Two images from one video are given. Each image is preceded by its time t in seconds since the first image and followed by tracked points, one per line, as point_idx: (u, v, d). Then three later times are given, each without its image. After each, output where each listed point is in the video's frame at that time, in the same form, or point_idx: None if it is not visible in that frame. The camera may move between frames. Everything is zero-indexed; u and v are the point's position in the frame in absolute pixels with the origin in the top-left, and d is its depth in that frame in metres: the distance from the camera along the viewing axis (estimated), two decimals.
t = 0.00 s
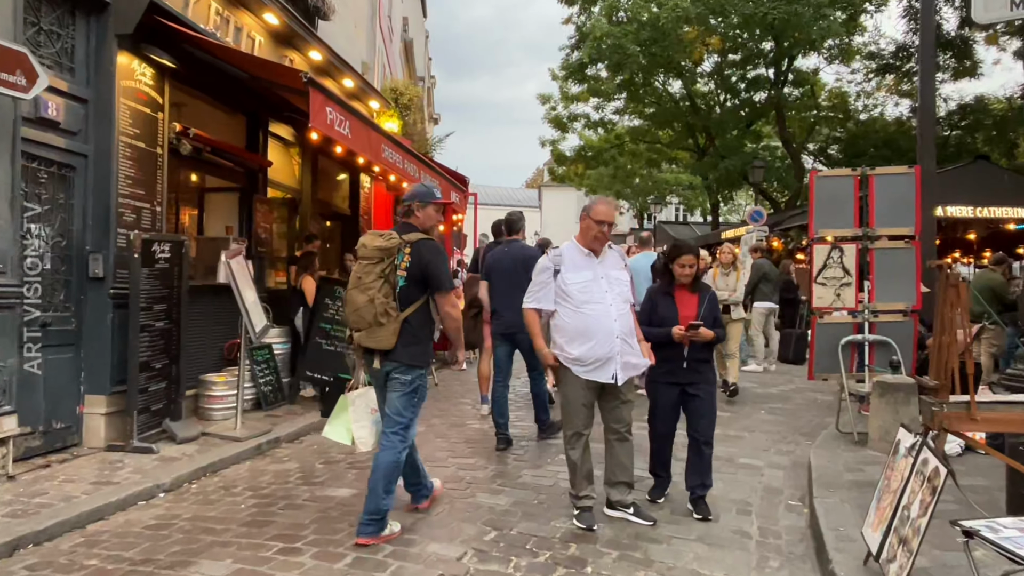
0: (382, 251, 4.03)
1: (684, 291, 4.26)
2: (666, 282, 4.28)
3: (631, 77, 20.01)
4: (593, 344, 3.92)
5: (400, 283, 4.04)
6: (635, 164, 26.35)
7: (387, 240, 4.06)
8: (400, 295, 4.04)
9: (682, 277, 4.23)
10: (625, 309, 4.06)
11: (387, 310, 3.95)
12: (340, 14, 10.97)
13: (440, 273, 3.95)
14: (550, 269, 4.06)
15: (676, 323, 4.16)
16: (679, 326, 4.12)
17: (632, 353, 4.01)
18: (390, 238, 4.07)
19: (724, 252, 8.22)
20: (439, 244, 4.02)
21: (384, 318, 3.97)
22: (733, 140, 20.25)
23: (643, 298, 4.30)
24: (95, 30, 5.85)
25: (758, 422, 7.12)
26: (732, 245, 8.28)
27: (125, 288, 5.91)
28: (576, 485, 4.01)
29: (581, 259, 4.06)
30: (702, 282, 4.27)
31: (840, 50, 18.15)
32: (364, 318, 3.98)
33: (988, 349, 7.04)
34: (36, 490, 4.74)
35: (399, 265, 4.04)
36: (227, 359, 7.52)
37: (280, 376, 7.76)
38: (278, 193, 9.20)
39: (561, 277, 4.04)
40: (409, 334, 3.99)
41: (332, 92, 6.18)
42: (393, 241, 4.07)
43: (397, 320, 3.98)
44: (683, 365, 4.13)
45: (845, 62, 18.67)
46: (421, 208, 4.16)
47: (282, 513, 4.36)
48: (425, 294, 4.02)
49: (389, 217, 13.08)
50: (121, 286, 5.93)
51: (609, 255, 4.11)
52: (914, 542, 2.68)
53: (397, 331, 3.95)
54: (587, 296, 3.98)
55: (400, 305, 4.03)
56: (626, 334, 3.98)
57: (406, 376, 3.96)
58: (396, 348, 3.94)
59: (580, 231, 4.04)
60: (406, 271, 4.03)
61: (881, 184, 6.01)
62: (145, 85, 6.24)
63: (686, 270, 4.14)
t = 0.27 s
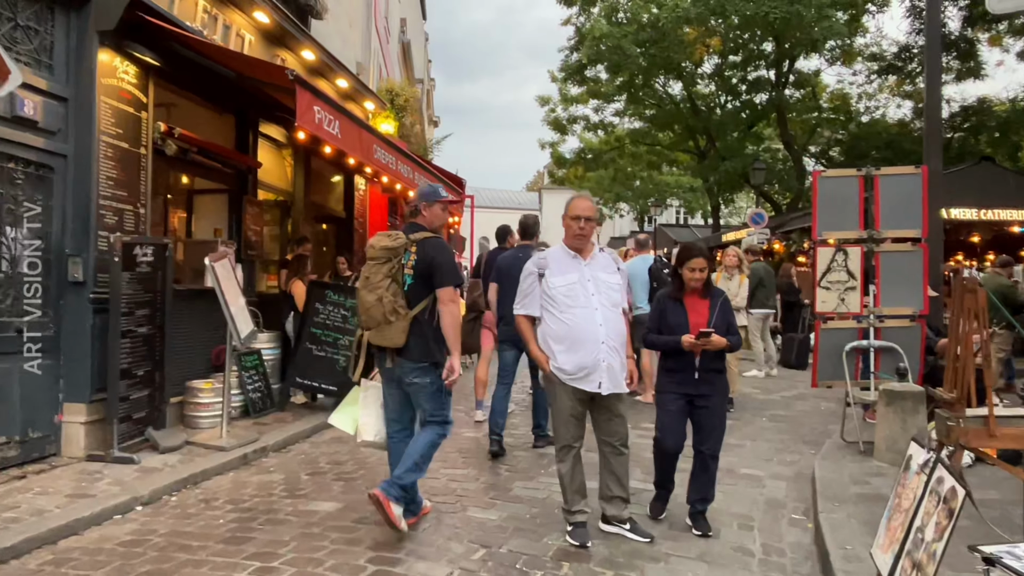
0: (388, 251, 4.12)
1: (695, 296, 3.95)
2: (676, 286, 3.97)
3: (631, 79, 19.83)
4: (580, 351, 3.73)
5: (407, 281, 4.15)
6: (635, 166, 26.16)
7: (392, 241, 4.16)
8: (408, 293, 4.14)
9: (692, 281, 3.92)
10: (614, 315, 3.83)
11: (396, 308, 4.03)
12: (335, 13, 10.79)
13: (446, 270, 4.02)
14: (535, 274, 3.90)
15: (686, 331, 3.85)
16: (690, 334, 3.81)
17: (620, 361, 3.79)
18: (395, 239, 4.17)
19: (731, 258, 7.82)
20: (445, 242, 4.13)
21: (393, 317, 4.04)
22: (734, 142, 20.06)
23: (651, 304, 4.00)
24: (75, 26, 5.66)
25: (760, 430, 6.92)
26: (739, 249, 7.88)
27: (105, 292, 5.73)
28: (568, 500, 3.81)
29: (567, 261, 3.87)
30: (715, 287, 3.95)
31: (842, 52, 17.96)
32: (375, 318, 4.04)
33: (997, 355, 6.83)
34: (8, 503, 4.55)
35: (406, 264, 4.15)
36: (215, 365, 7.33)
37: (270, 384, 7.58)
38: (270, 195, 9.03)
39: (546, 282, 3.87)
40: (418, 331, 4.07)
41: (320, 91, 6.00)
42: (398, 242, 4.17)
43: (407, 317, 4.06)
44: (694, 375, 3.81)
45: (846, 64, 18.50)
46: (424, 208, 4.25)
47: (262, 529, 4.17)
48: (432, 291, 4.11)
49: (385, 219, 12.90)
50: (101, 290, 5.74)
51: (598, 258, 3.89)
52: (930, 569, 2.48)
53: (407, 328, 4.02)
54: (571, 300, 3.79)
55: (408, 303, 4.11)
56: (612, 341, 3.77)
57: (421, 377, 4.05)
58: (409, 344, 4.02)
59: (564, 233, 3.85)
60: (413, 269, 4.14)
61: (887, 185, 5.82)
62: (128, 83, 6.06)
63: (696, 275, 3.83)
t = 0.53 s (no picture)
0: (394, 251, 4.14)
1: (694, 296, 3.77)
2: (674, 285, 3.79)
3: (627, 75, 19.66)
4: (551, 353, 3.52)
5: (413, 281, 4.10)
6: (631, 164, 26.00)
7: (398, 241, 4.16)
8: (413, 293, 4.10)
9: (691, 280, 3.73)
10: (590, 313, 3.57)
11: (400, 308, 4.01)
12: (325, 7, 10.60)
13: (448, 270, 3.97)
14: (513, 276, 3.74)
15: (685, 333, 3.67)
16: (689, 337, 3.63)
17: (596, 362, 3.53)
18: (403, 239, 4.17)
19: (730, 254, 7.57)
20: (450, 243, 4.07)
21: (397, 316, 4.02)
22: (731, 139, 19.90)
23: (648, 303, 3.82)
24: (50, 16, 5.47)
25: (757, 432, 6.77)
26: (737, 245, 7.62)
27: (82, 291, 5.55)
28: (555, 507, 3.66)
29: (543, 260, 3.67)
30: (715, 287, 3.78)
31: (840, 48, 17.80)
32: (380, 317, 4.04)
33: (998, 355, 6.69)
34: None
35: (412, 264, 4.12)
36: (199, 366, 7.15)
37: (257, 384, 7.42)
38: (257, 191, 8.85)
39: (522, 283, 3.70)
40: (423, 331, 4.03)
41: (303, 83, 5.82)
42: (405, 242, 4.17)
43: (411, 316, 4.03)
44: (692, 379, 3.63)
45: (844, 60, 18.34)
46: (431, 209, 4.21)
47: (238, 538, 4.00)
48: (436, 291, 4.04)
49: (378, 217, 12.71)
50: (78, 289, 5.56)
51: (575, 253, 3.65)
52: None
53: (411, 327, 3.99)
54: (544, 300, 3.59)
55: (414, 303, 4.08)
56: (586, 340, 3.52)
57: (432, 374, 4.01)
58: (414, 343, 3.99)
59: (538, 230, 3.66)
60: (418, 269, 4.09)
61: (886, 181, 5.67)
62: (106, 76, 5.87)
63: (696, 274, 3.65)
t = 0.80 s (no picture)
0: (419, 257, 4.06)
1: (692, 299, 3.59)
2: (671, 288, 3.61)
3: (627, 75, 19.51)
4: (529, 361, 3.35)
5: (439, 286, 4.08)
6: (631, 165, 25.84)
7: (425, 245, 4.11)
8: (439, 298, 4.08)
9: (688, 283, 3.54)
10: (571, 318, 3.34)
11: (428, 313, 4.00)
12: (319, 4, 10.46)
13: (475, 278, 3.95)
14: (499, 280, 3.58)
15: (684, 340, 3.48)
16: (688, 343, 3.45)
17: (577, 370, 3.31)
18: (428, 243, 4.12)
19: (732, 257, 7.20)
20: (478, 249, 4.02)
21: (424, 321, 4.02)
22: (732, 139, 19.74)
23: (643, 308, 3.63)
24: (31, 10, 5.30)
25: (758, 437, 6.61)
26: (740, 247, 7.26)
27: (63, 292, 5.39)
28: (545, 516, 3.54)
29: (526, 261, 3.47)
30: (713, 290, 3.59)
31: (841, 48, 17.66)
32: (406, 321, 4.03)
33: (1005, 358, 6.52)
34: None
35: (438, 269, 4.07)
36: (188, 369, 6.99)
37: (246, 388, 7.24)
38: (249, 191, 8.68)
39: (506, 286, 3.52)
40: (449, 336, 4.01)
41: (292, 79, 5.66)
42: (430, 247, 4.11)
43: (437, 320, 4.02)
44: (694, 389, 3.43)
45: (845, 60, 18.19)
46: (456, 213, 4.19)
47: (217, 550, 3.83)
48: (463, 297, 4.02)
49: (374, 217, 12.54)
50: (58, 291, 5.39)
51: (557, 253, 3.42)
52: None
53: (437, 332, 3.99)
54: (523, 305, 3.40)
55: (440, 307, 4.06)
56: (566, 347, 3.30)
57: (458, 375, 4.01)
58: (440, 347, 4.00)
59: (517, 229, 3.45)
60: (444, 275, 4.06)
61: (890, 181, 5.52)
62: (90, 72, 5.71)
63: (694, 277, 3.46)
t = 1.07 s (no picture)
0: (444, 256, 4.16)
1: (682, 306, 3.41)
2: (660, 296, 3.44)
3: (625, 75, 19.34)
4: (501, 376, 3.17)
5: (461, 287, 4.13)
6: (630, 165, 25.68)
7: (447, 245, 4.22)
8: (460, 298, 4.12)
9: (678, 289, 3.37)
10: (546, 331, 3.14)
11: (449, 311, 4.04)
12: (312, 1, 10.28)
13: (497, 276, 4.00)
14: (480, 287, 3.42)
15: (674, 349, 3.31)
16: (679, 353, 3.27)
17: (550, 387, 3.10)
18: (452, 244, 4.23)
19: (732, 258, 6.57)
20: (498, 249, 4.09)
21: (446, 320, 4.05)
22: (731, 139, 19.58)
23: (631, 317, 3.45)
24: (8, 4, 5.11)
25: (758, 444, 6.45)
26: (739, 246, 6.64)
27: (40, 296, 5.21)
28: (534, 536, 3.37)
29: (505, 268, 3.29)
30: (705, 296, 3.42)
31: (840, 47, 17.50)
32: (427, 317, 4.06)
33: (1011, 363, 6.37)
34: None
35: (461, 270, 4.14)
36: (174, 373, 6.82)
37: (234, 393, 7.07)
38: (238, 191, 8.51)
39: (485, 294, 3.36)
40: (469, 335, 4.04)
41: (278, 76, 5.49)
42: (454, 247, 4.21)
43: (458, 320, 4.05)
44: (685, 403, 3.25)
45: (845, 59, 18.04)
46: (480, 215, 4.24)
47: (194, 567, 3.66)
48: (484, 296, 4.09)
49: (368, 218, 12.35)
50: (35, 295, 5.21)
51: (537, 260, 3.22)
52: None
53: (459, 330, 4.02)
54: (498, 315, 3.23)
55: (460, 308, 4.09)
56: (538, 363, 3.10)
57: (472, 375, 4.00)
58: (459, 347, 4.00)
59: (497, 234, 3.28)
60: (467, 275, 4.12)
61: (894, 181, 5.37)
62: (69, 68, 5.53)
63: (684, 282, 3.29)
